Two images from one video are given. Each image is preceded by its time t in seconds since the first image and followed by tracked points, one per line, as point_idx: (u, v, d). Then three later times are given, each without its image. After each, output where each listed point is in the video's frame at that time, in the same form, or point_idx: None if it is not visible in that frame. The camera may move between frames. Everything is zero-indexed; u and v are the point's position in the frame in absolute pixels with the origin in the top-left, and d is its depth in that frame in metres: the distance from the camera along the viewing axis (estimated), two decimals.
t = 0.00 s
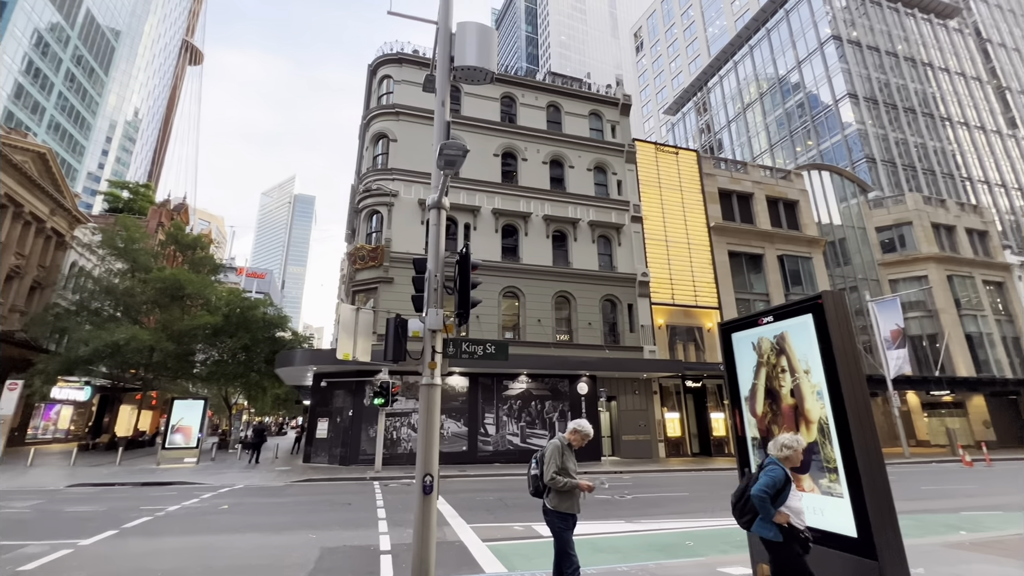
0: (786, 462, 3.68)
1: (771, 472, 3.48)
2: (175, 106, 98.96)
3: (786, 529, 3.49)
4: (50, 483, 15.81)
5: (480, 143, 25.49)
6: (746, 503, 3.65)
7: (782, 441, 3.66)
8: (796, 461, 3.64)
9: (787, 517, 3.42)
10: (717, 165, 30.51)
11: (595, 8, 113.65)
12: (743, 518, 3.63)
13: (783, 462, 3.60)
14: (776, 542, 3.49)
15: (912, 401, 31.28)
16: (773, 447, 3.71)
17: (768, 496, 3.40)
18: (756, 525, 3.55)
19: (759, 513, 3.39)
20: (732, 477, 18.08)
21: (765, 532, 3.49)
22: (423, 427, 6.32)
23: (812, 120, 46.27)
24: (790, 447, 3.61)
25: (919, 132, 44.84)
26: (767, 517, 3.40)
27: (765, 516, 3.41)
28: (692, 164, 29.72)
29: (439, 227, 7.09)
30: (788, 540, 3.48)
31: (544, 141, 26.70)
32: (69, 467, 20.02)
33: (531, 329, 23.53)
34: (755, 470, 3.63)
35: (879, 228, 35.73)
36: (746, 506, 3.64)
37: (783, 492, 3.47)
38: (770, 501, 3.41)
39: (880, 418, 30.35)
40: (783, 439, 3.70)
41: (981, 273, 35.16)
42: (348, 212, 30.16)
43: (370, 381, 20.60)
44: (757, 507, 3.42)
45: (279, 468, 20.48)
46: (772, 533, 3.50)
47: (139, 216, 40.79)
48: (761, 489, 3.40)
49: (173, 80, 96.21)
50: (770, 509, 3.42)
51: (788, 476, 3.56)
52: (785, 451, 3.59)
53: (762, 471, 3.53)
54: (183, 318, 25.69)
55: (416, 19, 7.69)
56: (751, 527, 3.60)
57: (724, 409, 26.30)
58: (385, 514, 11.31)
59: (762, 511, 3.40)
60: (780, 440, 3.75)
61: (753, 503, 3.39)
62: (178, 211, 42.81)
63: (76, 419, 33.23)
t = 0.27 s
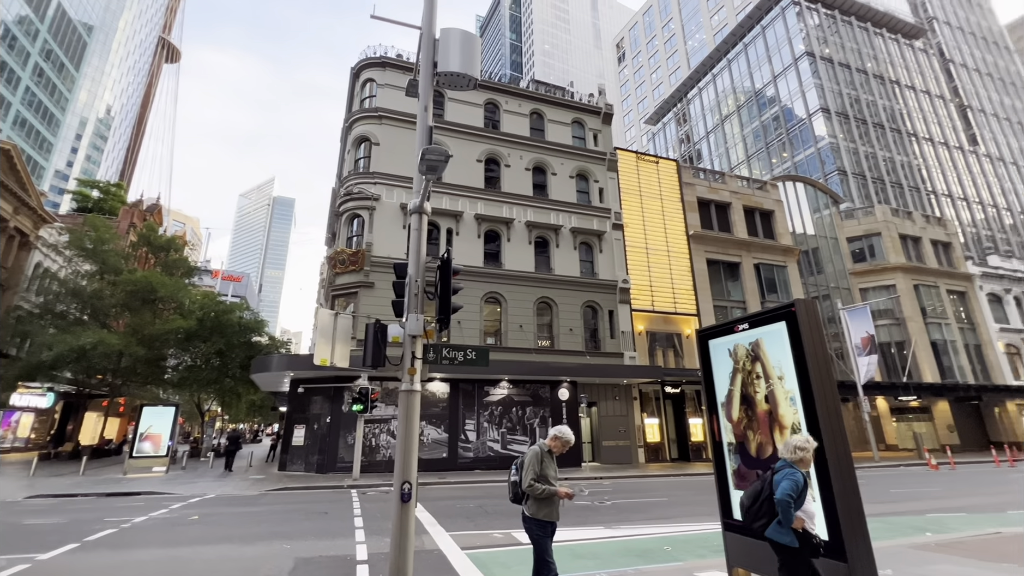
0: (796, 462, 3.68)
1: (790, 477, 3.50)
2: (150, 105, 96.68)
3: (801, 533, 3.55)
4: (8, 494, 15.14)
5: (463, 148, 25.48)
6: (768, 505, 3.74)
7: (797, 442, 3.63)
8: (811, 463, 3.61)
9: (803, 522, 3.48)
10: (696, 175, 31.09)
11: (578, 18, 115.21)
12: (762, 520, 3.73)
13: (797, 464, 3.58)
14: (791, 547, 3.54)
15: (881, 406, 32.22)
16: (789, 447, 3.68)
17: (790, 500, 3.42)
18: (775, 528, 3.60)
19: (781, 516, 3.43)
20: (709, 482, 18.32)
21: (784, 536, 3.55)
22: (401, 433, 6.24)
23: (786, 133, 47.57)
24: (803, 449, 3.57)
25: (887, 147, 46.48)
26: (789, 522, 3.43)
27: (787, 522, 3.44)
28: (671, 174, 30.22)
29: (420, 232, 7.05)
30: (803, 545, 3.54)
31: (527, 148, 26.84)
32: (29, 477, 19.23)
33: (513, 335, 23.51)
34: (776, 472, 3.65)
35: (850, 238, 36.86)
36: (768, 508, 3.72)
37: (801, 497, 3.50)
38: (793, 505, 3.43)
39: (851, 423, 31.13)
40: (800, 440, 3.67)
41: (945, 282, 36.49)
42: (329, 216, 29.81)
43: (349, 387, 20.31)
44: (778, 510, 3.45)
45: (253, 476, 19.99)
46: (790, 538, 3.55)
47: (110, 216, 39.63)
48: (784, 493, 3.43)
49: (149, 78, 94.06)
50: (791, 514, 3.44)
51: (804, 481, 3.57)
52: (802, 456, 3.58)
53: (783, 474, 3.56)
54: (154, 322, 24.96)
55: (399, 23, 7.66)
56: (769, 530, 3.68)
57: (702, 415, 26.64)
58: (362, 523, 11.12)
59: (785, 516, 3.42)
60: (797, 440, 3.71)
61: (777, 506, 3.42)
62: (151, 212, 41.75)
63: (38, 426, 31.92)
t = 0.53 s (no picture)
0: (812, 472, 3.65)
1: (809, 487, 3.46)
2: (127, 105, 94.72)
3: (823, 546, 3.50)
4: None
5: (448, 154, 25.46)
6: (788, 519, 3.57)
7: (814, 451, 3.58)
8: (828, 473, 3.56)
9: (824, 534, 3.43)
10: (678, 184, 31.57)
11: (564, 29, 116.61)
12: (780, 533, 3.60)
13: (813, 475, 3.53)
14: (813, 560, 3.49)
15: (857, 412, 33.04)
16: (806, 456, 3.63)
17: (811, 511, 3.38)
18: (792, 541, 3.54)
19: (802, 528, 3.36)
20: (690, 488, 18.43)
21: (806, 549, 3.48)
22: (383, 442, 6.17)
23: (765, 145, 48.68)
24: (820, 460, 3.50)
25: (861, 160, 47.85)
26: (810, 534, 3.38)
27: (809, 534, 3.39)
28: (654, 183, 30.65)
29: (404, 237, 7.01)
30: (824, 558, 3.49)
31: (512, 155, 26.95)
32: None
33: (497, 342, 23.43)
34: (794, 482, 3.60)
35: (826, 248, 37.77)
36: (786, 520, 3.58)
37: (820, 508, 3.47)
38: (813, 515, 3.39)
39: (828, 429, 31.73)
40: (816, 449, 3.62)
41: (916, 292, 37.54)
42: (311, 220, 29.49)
43: (330, 394, 19.99)
44: (799, 521, 3.40)
45: (229, 486, 19.48)
46: (811, 551, 3.48)
47: (83, 218, 38.62)
48: (804, 504, 3.39)
49: (127, 78, 92.27)
50: (811, 525, 3.40)
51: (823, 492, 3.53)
52: (817, 466, 3.53)
53: (801, 484, 3.52)
54: (128, 327, 24.26)
55: (385, 29, 7.66)
56: (787, 543, 3.58)
57: (684, 421, 26.90)
58: (342, 533, 10.91)
59: (805, 526, 3.37)
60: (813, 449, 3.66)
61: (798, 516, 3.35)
62: (127, 214, 40.80)
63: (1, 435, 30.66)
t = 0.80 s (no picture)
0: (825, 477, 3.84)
1: (825, 489, 3.61)
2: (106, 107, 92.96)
3: (842, 549, 3.58)
4: None
5: (434, 162, 25.44)
6: (809, 523, 3.57)
7: (829, 454, 3.80)
8: (840, 476, 3.77)
9: (844, 538, 3.54)
10: (661, 195, 32.04)
11: (550, 40, 117.88)
12: (800, 536, 3.58)
13: (830, 476, 3.72)
14: (834, 563, 3.53)
15: (835, 419, 33.25)
16: (819, 461, 3.84)
17: (829, 513, 3.50)
18: (810, 544, 3.57)
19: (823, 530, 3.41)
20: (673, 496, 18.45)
21: (826, 552, 3.54)
22: (364, 452, 6.07)
23: (746, 158, 49.65)
24: (838, 460, 3.73)
25: (837, 174, 49.08)
26: (830, 535, 3.49)
27: (829, 537, 3.49)
28: (638, 193, 31.04)
29: (389, 245, 6.95)
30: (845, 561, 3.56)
31: (498, 164, 27.04)
32: None
33: (481, 350, 23.32)
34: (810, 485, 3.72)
35: (805, 259, 38.55)
36: (806, 524, 3.58)
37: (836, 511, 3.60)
38: (831, 517, 3.50)
39: (807, 437, 32.20)
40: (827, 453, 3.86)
41: (891, 302, 38.50)
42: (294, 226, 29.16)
43: (311, 403, 19.64)
44: (819, 523, 3.48)
45: (204, 497, 18.93)
46: (832, 554, 3.54)
47: (57, 221, 37.64)
48: (822, 505, 3.51)
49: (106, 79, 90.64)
50: (830, 528, 3.50)
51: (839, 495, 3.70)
52: (833, 468, 3.74)
53: (818, 486, 3.66)
54: (101, 334, 23.48)
55: (371, 37, 7.65)
56: (807, 547, 3.58)
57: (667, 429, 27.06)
58: (320, 546, 10.67)
59: (824, 528, 3.47)
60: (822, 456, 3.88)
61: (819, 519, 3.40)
62: (103, 218, 39.88)
63: None
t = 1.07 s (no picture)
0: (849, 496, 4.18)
1: (857, 507, 3.90)
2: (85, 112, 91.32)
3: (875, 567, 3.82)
4: None
5: (420, 172, 25.42)
6: (844, 540, 3.85)
7: (852, 473, 4.19)
8: (863, 494, 4.15)
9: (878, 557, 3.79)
10: (645, 209, 32.46)
11: (538, 54, 119.42)
12: (837, 557, 3.84)
13: (855, 492, 4.08)
14: None
15: (815, 431, 33.65)
16: (843, 480, 4.22)
17: (865, 531, 3.77)
18: (847, 566, 3.81)
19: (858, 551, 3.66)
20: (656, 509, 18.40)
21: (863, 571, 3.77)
22: (344, 465, 5.94)
23: (728, 173, 50.63)
24: (862, 477, 4.12)
25: (815, 190, 50.30)
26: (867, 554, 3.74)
27: (866, 556, 3.74)
28: (623, 206, 31.39)
29: (373, 254, 6.87)
30: None
31: (484, 175, 27.12)
32: None
33: (466, 361, 23.15)
34: (837, 503, 4.04)
35: (784, 272, 39.27)
36: (841, 543, 3.86)
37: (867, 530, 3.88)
38: (866, 536, 3.77)
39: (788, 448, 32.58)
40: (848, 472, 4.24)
41: (867, 315, 39.36)
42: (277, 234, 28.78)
43: (291, 415, 19.24)
44: (857, 543, 3.74)
45: (176, 513, 18.32)
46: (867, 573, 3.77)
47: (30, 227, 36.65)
48: (859, 526, 3.78)
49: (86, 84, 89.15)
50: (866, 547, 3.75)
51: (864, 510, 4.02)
52: (856, 485, 4.11)
53: (850, 506, 3.94)
54: (71, 343, 22.59)
55: (359, 47, 7.66)
56: (845, 568, 3.81)
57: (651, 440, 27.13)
58: (297, 563, 10.36)
59: (862, 548, 3.72)
60: (844, 475, 4.26)
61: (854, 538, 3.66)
62: (78, 223, 38.97)
63: None
